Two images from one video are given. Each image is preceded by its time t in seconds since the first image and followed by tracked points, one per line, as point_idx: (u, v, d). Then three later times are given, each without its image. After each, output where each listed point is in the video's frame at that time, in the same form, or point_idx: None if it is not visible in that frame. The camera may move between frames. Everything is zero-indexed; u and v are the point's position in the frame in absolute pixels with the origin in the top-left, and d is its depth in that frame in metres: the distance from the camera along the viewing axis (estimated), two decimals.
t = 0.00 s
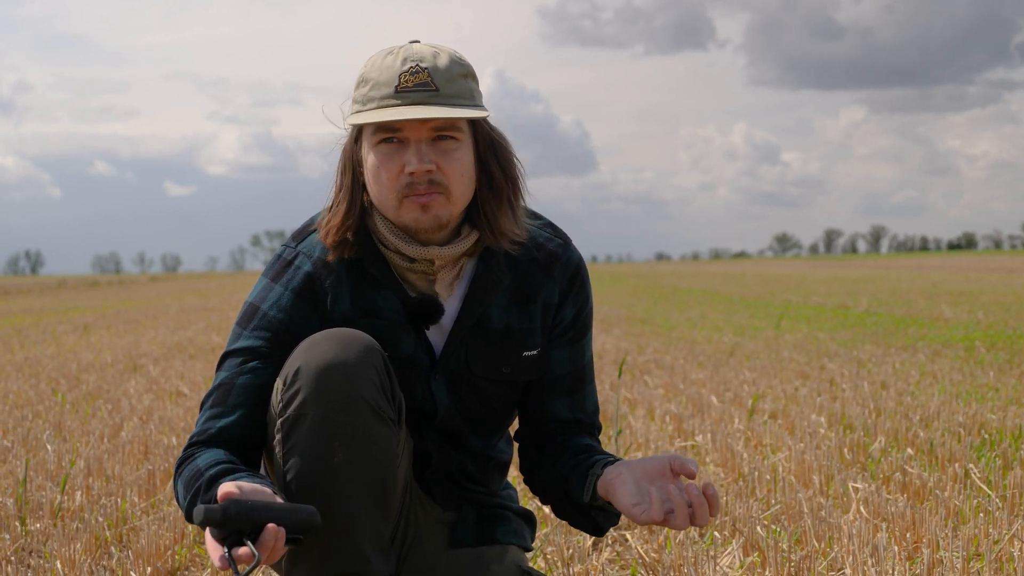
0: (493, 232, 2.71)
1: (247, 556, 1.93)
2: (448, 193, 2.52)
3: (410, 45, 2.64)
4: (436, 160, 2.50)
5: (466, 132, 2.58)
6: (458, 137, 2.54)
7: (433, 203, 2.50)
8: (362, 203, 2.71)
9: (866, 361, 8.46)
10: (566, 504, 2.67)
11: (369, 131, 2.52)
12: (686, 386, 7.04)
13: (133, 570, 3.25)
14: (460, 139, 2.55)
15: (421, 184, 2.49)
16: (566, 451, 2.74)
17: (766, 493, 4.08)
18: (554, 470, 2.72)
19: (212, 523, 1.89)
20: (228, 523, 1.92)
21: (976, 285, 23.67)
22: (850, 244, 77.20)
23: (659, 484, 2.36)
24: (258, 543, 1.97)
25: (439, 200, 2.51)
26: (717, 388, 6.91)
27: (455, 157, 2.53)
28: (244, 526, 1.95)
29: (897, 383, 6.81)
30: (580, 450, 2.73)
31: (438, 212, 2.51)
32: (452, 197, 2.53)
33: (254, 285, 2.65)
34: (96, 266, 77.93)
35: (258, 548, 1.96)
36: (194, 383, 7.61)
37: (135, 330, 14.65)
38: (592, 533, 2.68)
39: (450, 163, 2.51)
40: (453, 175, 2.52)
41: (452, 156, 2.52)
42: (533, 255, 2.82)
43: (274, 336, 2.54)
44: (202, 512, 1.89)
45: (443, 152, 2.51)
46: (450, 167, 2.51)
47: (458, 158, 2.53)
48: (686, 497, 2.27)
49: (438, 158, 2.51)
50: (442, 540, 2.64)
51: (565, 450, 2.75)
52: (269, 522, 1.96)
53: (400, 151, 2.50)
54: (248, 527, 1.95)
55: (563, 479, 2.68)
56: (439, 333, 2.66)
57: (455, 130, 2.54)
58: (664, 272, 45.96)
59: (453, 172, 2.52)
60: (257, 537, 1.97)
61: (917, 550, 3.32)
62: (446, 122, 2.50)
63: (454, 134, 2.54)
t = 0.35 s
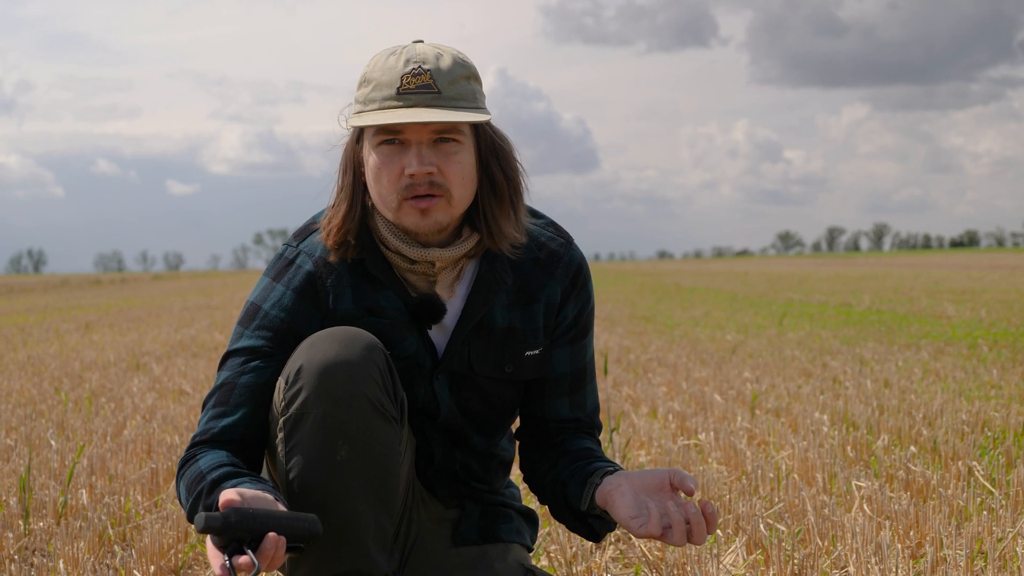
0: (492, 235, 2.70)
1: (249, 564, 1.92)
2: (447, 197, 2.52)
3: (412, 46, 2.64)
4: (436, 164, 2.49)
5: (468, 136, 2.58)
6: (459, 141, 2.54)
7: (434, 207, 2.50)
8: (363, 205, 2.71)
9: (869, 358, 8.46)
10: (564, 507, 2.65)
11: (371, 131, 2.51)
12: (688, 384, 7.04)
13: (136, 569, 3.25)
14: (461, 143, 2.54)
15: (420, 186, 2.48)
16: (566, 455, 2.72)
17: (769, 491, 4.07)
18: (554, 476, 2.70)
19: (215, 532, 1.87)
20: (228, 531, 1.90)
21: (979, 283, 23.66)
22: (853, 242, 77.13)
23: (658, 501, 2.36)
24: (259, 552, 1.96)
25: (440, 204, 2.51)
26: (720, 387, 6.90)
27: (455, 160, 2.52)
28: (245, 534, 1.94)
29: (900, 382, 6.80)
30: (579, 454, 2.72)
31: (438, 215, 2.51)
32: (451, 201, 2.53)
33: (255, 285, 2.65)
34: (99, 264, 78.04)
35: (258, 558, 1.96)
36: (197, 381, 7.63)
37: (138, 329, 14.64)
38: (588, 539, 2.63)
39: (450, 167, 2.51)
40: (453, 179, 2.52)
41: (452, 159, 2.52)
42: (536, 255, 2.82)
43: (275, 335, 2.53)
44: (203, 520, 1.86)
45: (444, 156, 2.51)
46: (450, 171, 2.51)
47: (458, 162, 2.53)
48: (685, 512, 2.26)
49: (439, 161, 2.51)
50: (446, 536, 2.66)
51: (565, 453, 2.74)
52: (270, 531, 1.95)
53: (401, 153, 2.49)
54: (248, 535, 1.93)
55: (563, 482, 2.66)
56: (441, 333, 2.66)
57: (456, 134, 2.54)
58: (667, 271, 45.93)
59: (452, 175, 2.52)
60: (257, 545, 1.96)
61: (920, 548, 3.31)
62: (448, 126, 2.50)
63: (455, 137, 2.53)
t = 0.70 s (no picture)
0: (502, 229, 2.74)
1: None
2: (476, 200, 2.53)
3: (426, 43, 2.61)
4: (470, 168, 2.49)
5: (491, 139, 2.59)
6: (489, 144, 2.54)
7: (464, 209, 2.51)
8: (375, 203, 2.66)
9: (868, 358, 8.46)
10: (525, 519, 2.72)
11: (402, 132, 2.48)
12: (688, 384, 7.04)
13: (136, 569, 3.24)
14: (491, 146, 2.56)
15: (453, 190, 2.49)
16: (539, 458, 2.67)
17: (769, 490, 4.07)
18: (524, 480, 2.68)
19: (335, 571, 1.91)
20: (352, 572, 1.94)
21: (979, 283, 23.60)
22: (853, 242, 77.11)
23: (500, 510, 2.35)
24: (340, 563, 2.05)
25: (469, 206, 2.52)
26: (720, 386, 6.90)
27: (485, 164, 2.53)
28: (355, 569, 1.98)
29: (899, 382, 6.80)
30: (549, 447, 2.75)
31: (466, 217, 2.53)
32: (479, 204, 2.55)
33: (256, 286, 2.62)
34: (99, 264, 78.08)
35: None
36: (196, 381, 7.62)
37: (138, 328, 14.64)
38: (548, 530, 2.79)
39: (482, 171, 2.52)
40: (483, 183, 2.53)
41: (483, 163, 2.53)
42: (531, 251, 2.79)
43: (278, 336, 2.52)
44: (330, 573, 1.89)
45: (476, 159, 2.51)
46: (481, 175, 2.52)
47: (487, 166, 2.54)
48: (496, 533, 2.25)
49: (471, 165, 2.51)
50: (444, 537, 2.65)
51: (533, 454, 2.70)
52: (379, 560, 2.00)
53: (435, 155, 2.48)
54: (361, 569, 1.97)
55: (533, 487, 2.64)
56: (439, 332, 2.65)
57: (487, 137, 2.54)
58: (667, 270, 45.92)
59: (482, 179, 2.53)
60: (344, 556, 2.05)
61: (919, 547, 3.31)
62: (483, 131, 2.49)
63: (486, 141, 2.53)
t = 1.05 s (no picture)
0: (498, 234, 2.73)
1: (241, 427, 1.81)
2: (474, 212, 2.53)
3: (425, 51, 2.61)
4: (468, 182, 2.50)
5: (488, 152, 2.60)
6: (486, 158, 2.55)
7: (461, 221, 2.51)
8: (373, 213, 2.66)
9: (871, 359, 8.46)
10: (642, 445, 2.51)
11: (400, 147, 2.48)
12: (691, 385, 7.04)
13: (138, 570, 3.25)
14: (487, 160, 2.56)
15: (450, 203, 2.49)
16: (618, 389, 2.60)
17: (771, 491, 4.07)
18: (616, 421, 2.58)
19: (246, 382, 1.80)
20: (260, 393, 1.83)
21: (981, 284, 23.59)
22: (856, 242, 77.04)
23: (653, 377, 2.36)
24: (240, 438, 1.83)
25: (467, 218, 2.52)
26: (722, 387, 6.90)
27: (483, 177, 2.54)
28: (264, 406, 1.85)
29: (902, 382, 6.80)
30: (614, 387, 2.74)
31: (464, 229, 2.53)
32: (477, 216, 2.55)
33: (253, 287, 2.62)
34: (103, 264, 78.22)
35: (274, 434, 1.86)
36: (199, 381, 7.63)
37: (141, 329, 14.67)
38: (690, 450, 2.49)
39: (479, 184, 2.52)
40: (480, 195, 2.53)
41: (481, 176, 2.53)
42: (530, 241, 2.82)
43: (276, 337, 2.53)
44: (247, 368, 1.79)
45: (473, 173, 2.52)
46: (479, 188, 2.52)
47: (484, 179, 2.55)
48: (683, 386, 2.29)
49: (469, 178, 2.51)
50: (444, 537, 2.65)
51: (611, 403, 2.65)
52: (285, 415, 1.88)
53: (432, 169, 2.48)
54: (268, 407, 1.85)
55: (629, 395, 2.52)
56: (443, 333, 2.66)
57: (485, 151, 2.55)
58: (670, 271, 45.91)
59: (480, 191, 2.53)
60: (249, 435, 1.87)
61: (922, 548, 3.31)
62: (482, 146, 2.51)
63: (483, 154, 2.54)
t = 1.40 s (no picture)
0: (492, 237, 2.72)
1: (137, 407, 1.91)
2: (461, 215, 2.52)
3: (420, 53, 2.59)
4: (452, 186, 2.47)
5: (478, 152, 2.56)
6: (473, 160, 2.52)
7: (447, 225, 2.50)
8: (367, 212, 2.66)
9: (872, 357, 8.45)
10: (697, 432, 2.51)
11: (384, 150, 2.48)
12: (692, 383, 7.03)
13: (140, 568, 3.25)
14: (475, 162, 2.53)
15: (435, 207, 2.48)
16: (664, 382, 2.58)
17: (772, 489, 4.07)
18: (660, 419, 2.57)
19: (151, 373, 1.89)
20: (164, 378, 1.91)
21: (981, 282, 23.58)
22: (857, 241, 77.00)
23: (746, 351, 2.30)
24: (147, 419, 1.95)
25: (454, 221, 2.51)
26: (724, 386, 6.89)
27: (470, 180, 2.51)
28: (170, 391, 1.95)
29: (903, 380, 6.78)
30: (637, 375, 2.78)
31: (451, 233, 2.52)
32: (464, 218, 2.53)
33: (248, 290, 2.62)
34: (103, 264, 78.26)
35: (175, 420, 1.97)
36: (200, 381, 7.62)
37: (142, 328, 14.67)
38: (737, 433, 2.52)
39: (465, 188, 2.50)
40: (467, 198, 2.51)
41: (467, 180, 2.50)
42: (532, 245, 2.81)
43: (274, 336, 2.53)
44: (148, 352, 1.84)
45: (459, 176, 2.49)
46: (465, 191, 2.50)
47: (471, 182, 2.52)
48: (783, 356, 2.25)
49: (454, 181, 2.49)
50: (445, 537, 2.65)
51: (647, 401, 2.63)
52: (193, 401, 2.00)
53: (416, 174, 2.46)
54: (175, 393, 1.96)
55: (691, 386, 2.49)
56: (442, 333, 2.66)
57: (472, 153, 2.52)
58: (670, 270, 45.89)
59: (467, 195, 2.51)
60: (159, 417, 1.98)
61: (923, 546, 3.31)
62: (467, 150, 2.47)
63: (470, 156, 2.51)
